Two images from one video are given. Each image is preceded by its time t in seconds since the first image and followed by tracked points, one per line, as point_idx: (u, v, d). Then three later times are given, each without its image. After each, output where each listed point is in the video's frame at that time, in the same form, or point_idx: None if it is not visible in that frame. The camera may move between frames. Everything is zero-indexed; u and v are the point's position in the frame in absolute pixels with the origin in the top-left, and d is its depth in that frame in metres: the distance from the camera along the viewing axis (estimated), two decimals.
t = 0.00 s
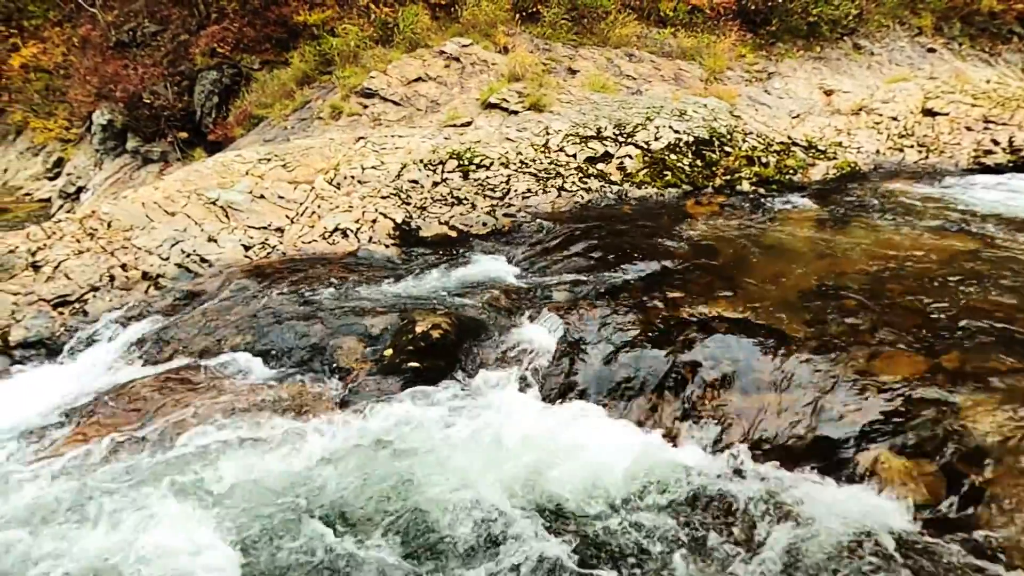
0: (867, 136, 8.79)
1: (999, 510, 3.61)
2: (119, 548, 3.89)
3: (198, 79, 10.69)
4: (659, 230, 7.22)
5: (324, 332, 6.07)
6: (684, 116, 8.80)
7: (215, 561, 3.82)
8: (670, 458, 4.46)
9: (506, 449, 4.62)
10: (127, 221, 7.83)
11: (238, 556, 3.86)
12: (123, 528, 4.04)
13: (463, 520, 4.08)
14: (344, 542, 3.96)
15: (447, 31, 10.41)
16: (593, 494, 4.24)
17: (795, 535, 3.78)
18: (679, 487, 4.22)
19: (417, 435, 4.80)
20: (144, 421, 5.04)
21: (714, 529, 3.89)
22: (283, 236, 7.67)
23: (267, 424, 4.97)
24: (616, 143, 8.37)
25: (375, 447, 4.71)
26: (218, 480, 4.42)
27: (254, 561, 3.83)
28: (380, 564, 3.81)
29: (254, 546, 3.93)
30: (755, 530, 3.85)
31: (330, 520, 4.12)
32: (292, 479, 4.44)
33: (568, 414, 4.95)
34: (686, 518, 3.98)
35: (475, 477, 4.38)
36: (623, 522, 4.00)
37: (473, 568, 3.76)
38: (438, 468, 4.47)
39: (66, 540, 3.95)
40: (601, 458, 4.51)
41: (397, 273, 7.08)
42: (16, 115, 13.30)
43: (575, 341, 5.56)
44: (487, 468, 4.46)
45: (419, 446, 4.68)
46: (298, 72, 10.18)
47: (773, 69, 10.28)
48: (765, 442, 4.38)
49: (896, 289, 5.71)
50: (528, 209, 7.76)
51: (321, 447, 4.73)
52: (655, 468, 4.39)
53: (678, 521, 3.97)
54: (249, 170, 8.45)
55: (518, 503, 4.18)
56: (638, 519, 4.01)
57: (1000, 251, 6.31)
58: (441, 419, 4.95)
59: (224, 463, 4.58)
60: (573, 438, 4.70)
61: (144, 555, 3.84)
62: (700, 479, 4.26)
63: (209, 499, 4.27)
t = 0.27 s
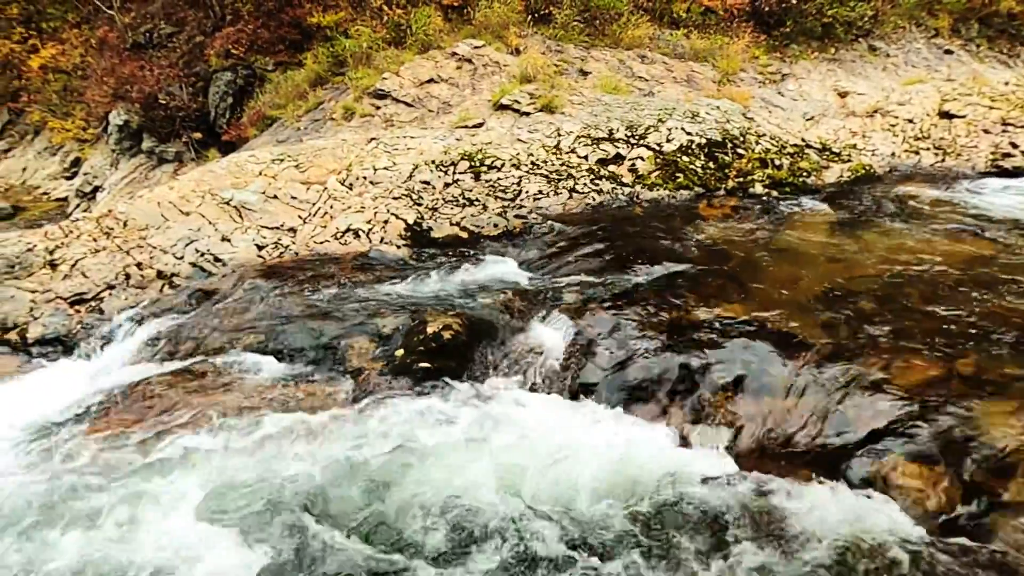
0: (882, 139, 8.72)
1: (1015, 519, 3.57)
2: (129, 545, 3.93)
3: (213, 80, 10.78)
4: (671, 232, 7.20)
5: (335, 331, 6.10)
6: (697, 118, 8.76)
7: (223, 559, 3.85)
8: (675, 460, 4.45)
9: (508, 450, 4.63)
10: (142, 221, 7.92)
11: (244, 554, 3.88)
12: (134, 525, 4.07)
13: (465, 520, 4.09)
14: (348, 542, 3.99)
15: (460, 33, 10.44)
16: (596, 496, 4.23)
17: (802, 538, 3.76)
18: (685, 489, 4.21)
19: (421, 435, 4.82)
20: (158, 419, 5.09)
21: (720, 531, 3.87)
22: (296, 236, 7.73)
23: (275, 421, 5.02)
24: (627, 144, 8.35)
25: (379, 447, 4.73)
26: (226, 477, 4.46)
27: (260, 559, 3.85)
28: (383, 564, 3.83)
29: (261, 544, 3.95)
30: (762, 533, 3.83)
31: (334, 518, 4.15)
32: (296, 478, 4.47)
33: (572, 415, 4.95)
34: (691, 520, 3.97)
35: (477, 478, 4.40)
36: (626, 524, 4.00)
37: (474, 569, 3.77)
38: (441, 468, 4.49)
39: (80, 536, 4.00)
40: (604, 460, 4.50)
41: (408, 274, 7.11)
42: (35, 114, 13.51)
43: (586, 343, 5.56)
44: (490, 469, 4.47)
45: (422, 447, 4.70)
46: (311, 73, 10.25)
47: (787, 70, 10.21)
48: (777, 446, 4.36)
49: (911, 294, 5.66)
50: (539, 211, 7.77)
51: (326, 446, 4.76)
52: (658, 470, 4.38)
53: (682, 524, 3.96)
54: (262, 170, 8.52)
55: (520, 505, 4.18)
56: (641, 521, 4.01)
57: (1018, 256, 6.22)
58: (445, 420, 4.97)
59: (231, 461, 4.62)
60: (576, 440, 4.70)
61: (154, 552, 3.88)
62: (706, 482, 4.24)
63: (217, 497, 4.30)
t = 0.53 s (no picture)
0: (900, 142, 8.62)
1: None
2: (144, 543, 3.97)
3: (230, 81, 10.89)
4: (685, 235, 7.17)
5: (349, 331, 6.15)
6: (711, 119, 8.73)
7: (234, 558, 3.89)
8: (683, 465, 4.43)
9: (514, 453, 4.63)
10: (160, 220, 8.03)
11: (254, 555, 3.92)
12: (149, 523, 4.13)
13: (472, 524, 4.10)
14: (356, 542, 4.01)
15: (474, 34, 10.48)
16: (603, 499, 4.22)
17: (815, 546, 3.75)
18: (695, 494, 4.19)
19: (428, 437, 4.84)
20: (175, 416, 5.16)
21: (725, 535, 3.88)
22: (311, 236, 7.79)
23: (287, 421, 5.06)
24: (641, 146, 8.33)
25: (387, 449, 4.76)
26: (237, 476, 4.50)
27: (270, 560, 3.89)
28: (389, 567, 3.84)
29: (272, 545, 3.99)
30: (775, 541, 3.82)
31: (342, 519, 4.17)
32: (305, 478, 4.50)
33: (579, 418, 4.95)
34: (695, 523, 3.98)
35: (483, 481, 4.40)
36: (633, 529, 3.99)
37: (481, 574, 3.78)
38: (447, 471, 4.51)
39: (97, 534, 4.05)
40: (610, 464, 4.49)
41: (421, 274, 7.15)
42: (56, 115, 13.77)
43: (599, 344, 5.55)
44: (496, 472, 4.47)
45: (428, 449, 4.72)
46: (326, 74, 10.33)
47: (803, 72, 10.13)
48: (791, 451, 4.32)
49: (930, 298, 5.59)
50: (552, 212, 7.77)
51: (335, 447, 4.79)
52: (666, 474, 4.36)
53: (691, 530, 3.94)
54: (278, 171, 8.60)
55: (526, 508, 4.18)
56: (648, 526, 3.99)
57: None
58: (452, 422, 4.98)
59: (243, 459, 4.66)
60: (583, 444, 4.69)
61: (169, 551, 3.92)
62: (714, 486, 4.23)
63: (229, 496, 4.33)
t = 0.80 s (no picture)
0: (919, 144, 8.52)
1: None
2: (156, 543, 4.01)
3: (247, 82, 11.01)
4: (699, 237, 7.13)
5: (363, 331, 6.19)
6: (727, 121, 8.68)
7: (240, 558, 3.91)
8: (689, 470, 4.38)
9: (518, 457, 4.62)
10: (178, 219, 8.15)
11: (259, 554, 3.94)
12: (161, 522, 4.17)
13: (474, 528, 4.08)
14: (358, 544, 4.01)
15: (489, 36, 10.51)
16: (607, 503, 4.18)
17: (830, 551, 3.65)
18: (703, 499, 4.13)
19: (432, 440, 4.84)
20: (191, 412, 5.22)
21: (732, 537, 3.84)
22: (325, 236, 7.86)
23: (298, 420, 5.10)
24: (656, 148, 8.30)
25: (392, 451, 4.77)
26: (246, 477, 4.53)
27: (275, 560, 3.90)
28: (391, 564, 3.87)
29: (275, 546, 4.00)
30: (786, 544, 3.73)
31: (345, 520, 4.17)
32: (310, 479, 4.52)
33: (585, 422, 4.92)
34: (701, 524, 3.95)
35: (486, 484, 4.39)
36: (637, 533, 3.94)
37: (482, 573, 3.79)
38: (450, 474, 4.50)
39: (114, 532, 4.11)
40: (615, 467, 4.45)
41: (434, 275, 7.18)
42: (77, 115, 14.03)
43: (611, 347, 5.55)
44: (500, 476, 4.46)
45: (432, 452, 4.72)
46: (342, 75, 10.41)
47: (821, 74, 10.04)
48: (806, 456, 4.28)
49: (949, 303, 5.51)
50: (565, 214, 7.77)
51: (341, 448, 4.81)
52: (672, 479, 4.32)
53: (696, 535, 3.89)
54: (293, 171, 8.69)
55: (529, 512, 4.16)
56: (653, 532, 3.94)
57: None
58: (457, 425, 4.98)
59: (252, 459, 4.69)
60: (587, 448, 4.66)
61: (180, 546, 3.99)
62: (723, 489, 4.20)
63: (241, 493, 4.39)
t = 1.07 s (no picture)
0: (936, 147, 8.42)
1: None
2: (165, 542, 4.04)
3: (261, 83, 11.11)
4: (711, 240, 7.10)
5: (374, 331, 6.22)
6: (740, 123, 8.63)
7: (243, 556, 3.93)
8: (692, 475, 4.36)
9: (520, 459, 4.62)
10: (193, 218, 8.23)
11: (264, 552, 3.97)
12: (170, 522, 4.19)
13: (475, 531, 4.09)
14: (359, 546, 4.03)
15: (501, 37, 10.53)
16: (608, 507, 4.17)
17: (843, 557, 3.62)
18: (707, 506, 4.11)
19: (435, 442, 4.85)
20: (204, 411, 5.27)
21: (737, 543, 3.83)
22: (338, 236, 7.91)
23: (310, 420, 5.15)
24: (668, 150, 8.27)
25: (396, 451, 4.79)
26: (254, 477, 4.56)
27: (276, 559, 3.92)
28: (394, 564, 3.89)
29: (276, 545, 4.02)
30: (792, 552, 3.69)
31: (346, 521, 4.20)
32: (312, 478, 4.56)
33: (589, 425, 4.92)
34: (705, 530, 3.94)
35: (489, 486, 4.40)
36: (636, 537, 3.93)
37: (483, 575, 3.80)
38: (451, 475, 4.52)
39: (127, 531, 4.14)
40: (617, 471, 4.44)
41: (446, 276, 7.20)
42: (95, 115, 14.24)
43: (623, 349, 5.54)
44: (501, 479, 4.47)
45: (435, 454, 4.73)
46: (355, 76, 10.47)
47: (836, 76, 9.96)
48: (820, 461, 4.24)
49: (967, 308, 5.44)
50: (577, 215, 7.76)
51: (346, 449, 4.84)
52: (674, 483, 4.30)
53: (698, 542, 3.87)
54: (307, 172, 8.75)
55: (528, 515, 4.16)
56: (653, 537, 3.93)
57: None
58: (461, 426, 4.99)
59: (258, 459, 4.73)
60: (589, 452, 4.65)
61: (189, 543, 4.03)
62: (729, 493, 4.18)
63: (251, 492, 4.44)
